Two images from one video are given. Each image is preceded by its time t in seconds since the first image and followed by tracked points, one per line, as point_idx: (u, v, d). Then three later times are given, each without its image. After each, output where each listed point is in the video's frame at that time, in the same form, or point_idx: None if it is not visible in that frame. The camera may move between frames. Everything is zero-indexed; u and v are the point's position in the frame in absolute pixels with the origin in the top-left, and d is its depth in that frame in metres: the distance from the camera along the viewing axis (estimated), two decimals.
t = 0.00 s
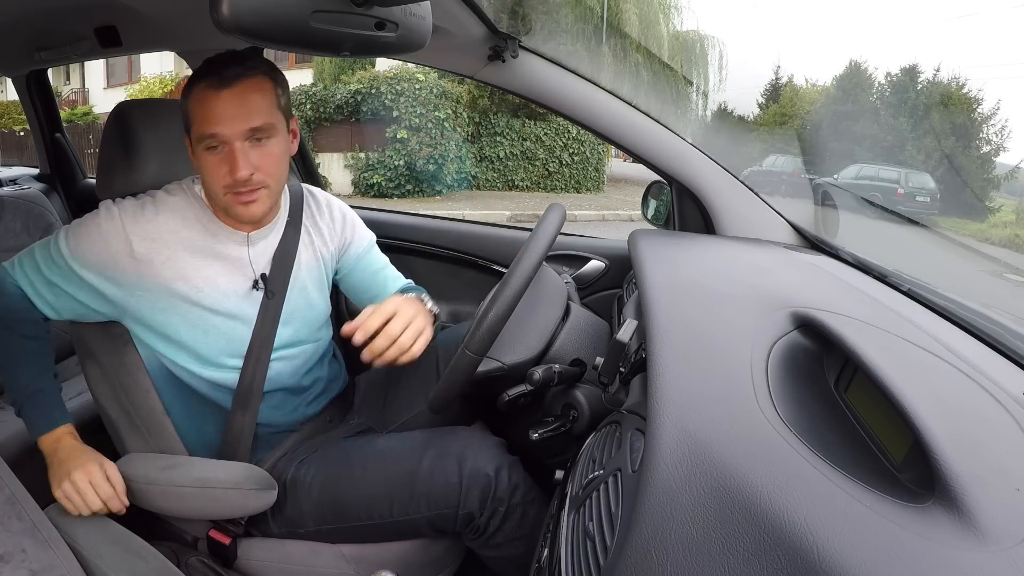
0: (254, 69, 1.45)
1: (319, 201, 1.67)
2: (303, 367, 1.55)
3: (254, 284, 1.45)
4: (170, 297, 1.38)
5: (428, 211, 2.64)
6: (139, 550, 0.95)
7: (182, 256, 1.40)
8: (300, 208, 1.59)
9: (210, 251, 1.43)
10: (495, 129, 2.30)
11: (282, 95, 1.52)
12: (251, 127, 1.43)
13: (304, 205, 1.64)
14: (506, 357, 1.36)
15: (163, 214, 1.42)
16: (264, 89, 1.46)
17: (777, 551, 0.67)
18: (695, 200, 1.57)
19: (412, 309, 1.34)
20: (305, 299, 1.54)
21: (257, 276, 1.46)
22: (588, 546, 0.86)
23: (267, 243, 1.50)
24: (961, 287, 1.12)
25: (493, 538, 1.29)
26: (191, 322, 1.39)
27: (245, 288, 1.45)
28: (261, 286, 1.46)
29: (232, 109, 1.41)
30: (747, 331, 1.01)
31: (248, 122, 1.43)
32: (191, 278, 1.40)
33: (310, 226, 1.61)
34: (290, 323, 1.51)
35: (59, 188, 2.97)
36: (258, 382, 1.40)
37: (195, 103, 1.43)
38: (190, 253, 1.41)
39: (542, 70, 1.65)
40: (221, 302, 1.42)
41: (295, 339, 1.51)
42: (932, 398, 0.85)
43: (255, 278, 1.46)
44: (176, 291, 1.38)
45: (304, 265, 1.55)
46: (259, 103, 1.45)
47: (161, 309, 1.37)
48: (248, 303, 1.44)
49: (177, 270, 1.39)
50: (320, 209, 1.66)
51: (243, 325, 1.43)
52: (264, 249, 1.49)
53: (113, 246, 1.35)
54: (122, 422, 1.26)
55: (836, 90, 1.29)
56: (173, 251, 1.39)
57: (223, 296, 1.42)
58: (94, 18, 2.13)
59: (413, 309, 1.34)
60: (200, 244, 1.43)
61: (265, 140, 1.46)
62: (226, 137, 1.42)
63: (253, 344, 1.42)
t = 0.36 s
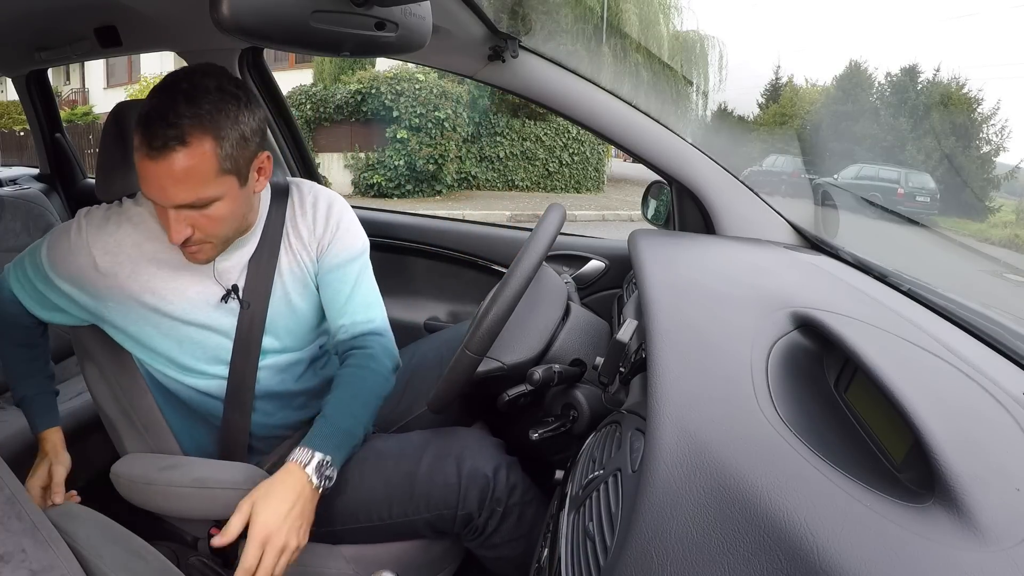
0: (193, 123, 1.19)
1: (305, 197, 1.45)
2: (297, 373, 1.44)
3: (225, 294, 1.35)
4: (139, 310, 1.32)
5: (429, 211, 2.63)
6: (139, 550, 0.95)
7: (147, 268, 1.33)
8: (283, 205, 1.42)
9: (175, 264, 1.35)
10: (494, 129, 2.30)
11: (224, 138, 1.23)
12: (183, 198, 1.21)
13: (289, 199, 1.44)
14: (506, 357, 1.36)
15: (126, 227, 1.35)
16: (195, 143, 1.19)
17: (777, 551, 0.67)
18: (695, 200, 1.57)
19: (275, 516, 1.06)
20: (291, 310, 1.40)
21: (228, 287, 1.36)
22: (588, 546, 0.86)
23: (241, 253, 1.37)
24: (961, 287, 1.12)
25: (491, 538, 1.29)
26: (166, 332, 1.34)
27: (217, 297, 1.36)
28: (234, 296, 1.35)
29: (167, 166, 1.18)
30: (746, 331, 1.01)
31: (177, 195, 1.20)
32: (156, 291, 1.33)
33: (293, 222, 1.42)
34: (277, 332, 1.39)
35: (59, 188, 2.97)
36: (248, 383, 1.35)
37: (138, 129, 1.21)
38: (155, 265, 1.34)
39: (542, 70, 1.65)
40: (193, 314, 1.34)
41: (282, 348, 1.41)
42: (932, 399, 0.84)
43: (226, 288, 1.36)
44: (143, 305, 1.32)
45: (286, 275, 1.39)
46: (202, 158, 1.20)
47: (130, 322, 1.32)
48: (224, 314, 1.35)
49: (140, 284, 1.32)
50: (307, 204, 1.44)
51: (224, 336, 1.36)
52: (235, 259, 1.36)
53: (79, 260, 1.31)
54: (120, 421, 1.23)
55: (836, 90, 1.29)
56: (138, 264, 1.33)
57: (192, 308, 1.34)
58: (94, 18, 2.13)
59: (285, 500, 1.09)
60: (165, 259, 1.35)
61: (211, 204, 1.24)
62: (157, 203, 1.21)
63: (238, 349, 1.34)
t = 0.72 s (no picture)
0: (161, 144, 1.14)
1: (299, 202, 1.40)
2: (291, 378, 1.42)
3: (215, 304, 1.32)
4: (130, 320, 1.31)
5: (429, 211, 2.63)
6: (139, 550, 0.95)
7: (136, 278, 1.31)
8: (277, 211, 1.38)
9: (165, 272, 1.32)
10: (494, 129, 2.30)
11: (196, 154, 1.18)
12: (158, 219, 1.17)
13: (284, 202, 1.41)
14: (506, 357, 1.36)
15: (115, 237, 1.33)
16: (165, 165, 1.14)
17: (777, 551, 0.67)
18: (695, 200, 1.57)
19: None
20: (280, 320, 1.36)
21: (218, 297, 1.33)
22: (588, 546, 0.86)
23: (229, 260, 1.33)
24: (961, 288, 1.12)
25: (490, 539, 1.29)
26: (160, 340, 1.33)
27: (207, 307, 1.33)
28: (225, 305, 1.33)
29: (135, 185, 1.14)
30: (746, 331, 1.01)
31: (151, 217, 1.16)
32: (145, 302, 1.31)
33: (284, 229, 1.37)
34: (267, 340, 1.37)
35: (59, 188, 2.97)
36: (244, 388, 1.34)
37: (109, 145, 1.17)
38: (144, 275, 1.32)
39: (542, 70, 1.65)
40: (185, 322, 1.33)
41: (276, 353, 1.39)
42: (932, 399, 0.84)
43: (216, 297, 1.33)
44: (135, 315, 1.31)
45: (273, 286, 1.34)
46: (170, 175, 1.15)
47: (123, 332, 1.31)
48: (216, 323, 1.33)
49: (130, 295, 1.31)
50: (300, 207, 1.40)
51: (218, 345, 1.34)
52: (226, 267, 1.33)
53: (69, 275, 1.30)
54: (120, 423, 1.24)
55: (836, 90, 1.29)
56: (127, 275, 1.31)
57: (184, 318, 1.32)
58: (95, 18, 2.13)
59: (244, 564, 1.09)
60: (154, 268, 1.32)
61: (187, 221, 1.19)
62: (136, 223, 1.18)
63: (234, 353, 1.33)
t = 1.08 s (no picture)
0: (186, 102, 1.18)
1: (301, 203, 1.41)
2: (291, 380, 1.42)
3: (217, 305, 1.32)
4: (131, 322, 1.31)
5: (429, 211, 2.63)
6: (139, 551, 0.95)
7: (138, 279, 1.32)
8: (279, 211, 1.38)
9: (167, 273, 1.33)
10: (494, 129, 2.30)
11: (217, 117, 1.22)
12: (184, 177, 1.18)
13: (285, 204, 1.41)
14: (506, 357, 1.36)
15: (116, 238, 1.33)
16: (192, 120, 1.18)
17: (777, 552, 0.67)
18: (695, 200, 1.57)
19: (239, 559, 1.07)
20: (281, 320, 1.36)
21: (219, 297, 1.33)
22: (588, 546, 0.86)
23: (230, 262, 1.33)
24: (961, 288, 1.12)
25: (490, 540, 1.29)
26: (161, 341, 1.33)
27: (209, 307, 1.33)
28: (226, 306, 1.32)
29: (155, 146, 1.16)
30: (747, 331, 1.01)
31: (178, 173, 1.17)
32: (148, 303, 1.31)
33: (286, 229, 1.38)
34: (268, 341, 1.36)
35: (59, 188, 2.97)
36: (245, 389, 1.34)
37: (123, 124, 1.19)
38: (145, 276, 1.32)
39: (542, 70, 1.65)
40: (186, 323, 1.33)
41: (276, 355, 1.38)
42: (932, 399, 0.84)
43: (218, 298, 1.33)
44: (136, 316, 1.31)
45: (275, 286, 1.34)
46: (190, 132, 1.18)
47: (123, 334, 1.31)
48: (217, 324, 1.33)
49: (132, 297, 1.31)
50: (302, 209, 1.40)
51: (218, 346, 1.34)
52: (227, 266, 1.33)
53: (69, 276, 1.31)
54: (120, 423, 1.23)
55: (836, 90, 1.29)
56: (128, 276, 1.32)
57: (184, 319, 1.33)
58: (94, 18, 2.13)
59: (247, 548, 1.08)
60: (155, 269, 1.33)
61: (209, 184, 1.22)
62: (156, 188, 1.18)
63: (234, 355, 1.32)
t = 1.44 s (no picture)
0: (213, 71, 1.29)
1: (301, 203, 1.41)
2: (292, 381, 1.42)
3: (218, 305, 1.33)
4: (132, 323, 1.32)
5: (429, 211, 2.63)
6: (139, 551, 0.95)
7: (139, 281, 1.32)
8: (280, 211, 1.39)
9: (169, 274, 1.33)
10: (494, 129, 2.30)
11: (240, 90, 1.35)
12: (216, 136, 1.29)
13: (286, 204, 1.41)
14: (506, 357, 1.36)
15: (118, 239, 1.33)
16: (223, 85, 1.30)
17: (777, 552, 0.67)
18: (695, 199, 1.57)
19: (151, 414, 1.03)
20: (280, 318, 1.35)
21: (220, 297, 1.33)
22: (588, 546, 0.86)
23: (231, 261, 1.34)
24: (961, 288, 1.12)
25: (490, 540, 1.29)
26: (161, 342, 1.33)
27: (209, 307, 1.33)
28: (226, 307, 1.33)
29: (184, 114, 1.26)
30: (747, 331, 1.01)
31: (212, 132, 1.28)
32: (149, 305, 1.31)
33: (285, 228, 1.38)
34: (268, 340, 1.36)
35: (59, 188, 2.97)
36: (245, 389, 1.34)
37: (145, 108, 1.28)
38: (146, 278, 1.32)
39: (542, 70, 1.65)
40: (186, 324, 1.33)
41: (277, 355, 1.38)
42: (931, 399, 0.84)
43: (219, 298, 1.33)
44: (136, 318, 1.31)
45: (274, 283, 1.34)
46: (216, 100, 1.29)
47: (124, 336, 1.32)
48: (217, 325, 1.33)
49: (133, 298, 1.31)
50: (302, 209, 1.41)
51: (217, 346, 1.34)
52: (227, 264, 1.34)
53: (69, 278, 1.30)
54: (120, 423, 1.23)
55: (836, 90, 1.29)
56: (129, 278, 1.32)
57: (185, 320, 1.33)
58: (94, 19, 2.13)
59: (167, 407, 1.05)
60: (156, 270, 1.33)
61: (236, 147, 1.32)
62: (190, 146, 1.27)
63: (234, 356, 1.32)
